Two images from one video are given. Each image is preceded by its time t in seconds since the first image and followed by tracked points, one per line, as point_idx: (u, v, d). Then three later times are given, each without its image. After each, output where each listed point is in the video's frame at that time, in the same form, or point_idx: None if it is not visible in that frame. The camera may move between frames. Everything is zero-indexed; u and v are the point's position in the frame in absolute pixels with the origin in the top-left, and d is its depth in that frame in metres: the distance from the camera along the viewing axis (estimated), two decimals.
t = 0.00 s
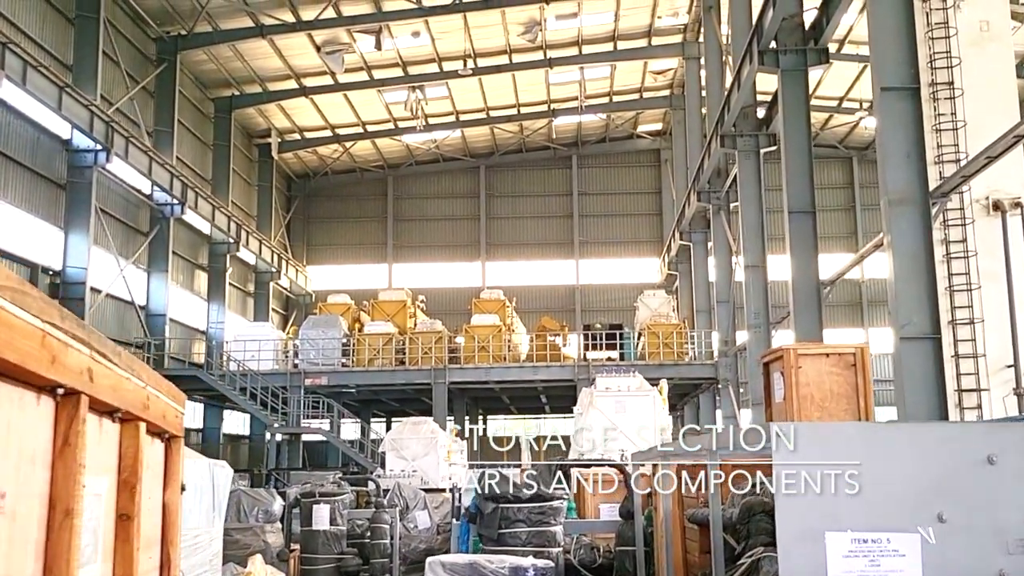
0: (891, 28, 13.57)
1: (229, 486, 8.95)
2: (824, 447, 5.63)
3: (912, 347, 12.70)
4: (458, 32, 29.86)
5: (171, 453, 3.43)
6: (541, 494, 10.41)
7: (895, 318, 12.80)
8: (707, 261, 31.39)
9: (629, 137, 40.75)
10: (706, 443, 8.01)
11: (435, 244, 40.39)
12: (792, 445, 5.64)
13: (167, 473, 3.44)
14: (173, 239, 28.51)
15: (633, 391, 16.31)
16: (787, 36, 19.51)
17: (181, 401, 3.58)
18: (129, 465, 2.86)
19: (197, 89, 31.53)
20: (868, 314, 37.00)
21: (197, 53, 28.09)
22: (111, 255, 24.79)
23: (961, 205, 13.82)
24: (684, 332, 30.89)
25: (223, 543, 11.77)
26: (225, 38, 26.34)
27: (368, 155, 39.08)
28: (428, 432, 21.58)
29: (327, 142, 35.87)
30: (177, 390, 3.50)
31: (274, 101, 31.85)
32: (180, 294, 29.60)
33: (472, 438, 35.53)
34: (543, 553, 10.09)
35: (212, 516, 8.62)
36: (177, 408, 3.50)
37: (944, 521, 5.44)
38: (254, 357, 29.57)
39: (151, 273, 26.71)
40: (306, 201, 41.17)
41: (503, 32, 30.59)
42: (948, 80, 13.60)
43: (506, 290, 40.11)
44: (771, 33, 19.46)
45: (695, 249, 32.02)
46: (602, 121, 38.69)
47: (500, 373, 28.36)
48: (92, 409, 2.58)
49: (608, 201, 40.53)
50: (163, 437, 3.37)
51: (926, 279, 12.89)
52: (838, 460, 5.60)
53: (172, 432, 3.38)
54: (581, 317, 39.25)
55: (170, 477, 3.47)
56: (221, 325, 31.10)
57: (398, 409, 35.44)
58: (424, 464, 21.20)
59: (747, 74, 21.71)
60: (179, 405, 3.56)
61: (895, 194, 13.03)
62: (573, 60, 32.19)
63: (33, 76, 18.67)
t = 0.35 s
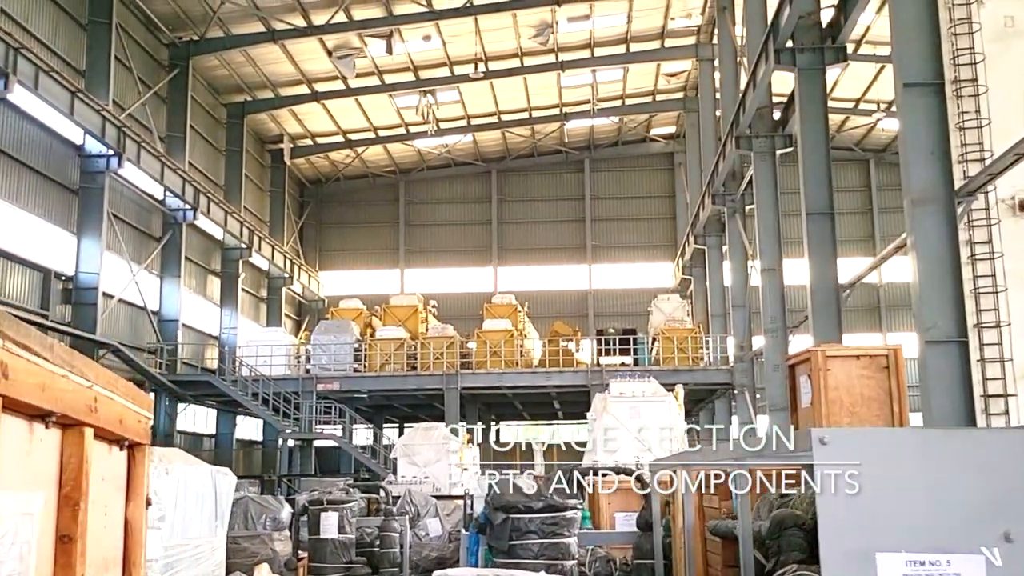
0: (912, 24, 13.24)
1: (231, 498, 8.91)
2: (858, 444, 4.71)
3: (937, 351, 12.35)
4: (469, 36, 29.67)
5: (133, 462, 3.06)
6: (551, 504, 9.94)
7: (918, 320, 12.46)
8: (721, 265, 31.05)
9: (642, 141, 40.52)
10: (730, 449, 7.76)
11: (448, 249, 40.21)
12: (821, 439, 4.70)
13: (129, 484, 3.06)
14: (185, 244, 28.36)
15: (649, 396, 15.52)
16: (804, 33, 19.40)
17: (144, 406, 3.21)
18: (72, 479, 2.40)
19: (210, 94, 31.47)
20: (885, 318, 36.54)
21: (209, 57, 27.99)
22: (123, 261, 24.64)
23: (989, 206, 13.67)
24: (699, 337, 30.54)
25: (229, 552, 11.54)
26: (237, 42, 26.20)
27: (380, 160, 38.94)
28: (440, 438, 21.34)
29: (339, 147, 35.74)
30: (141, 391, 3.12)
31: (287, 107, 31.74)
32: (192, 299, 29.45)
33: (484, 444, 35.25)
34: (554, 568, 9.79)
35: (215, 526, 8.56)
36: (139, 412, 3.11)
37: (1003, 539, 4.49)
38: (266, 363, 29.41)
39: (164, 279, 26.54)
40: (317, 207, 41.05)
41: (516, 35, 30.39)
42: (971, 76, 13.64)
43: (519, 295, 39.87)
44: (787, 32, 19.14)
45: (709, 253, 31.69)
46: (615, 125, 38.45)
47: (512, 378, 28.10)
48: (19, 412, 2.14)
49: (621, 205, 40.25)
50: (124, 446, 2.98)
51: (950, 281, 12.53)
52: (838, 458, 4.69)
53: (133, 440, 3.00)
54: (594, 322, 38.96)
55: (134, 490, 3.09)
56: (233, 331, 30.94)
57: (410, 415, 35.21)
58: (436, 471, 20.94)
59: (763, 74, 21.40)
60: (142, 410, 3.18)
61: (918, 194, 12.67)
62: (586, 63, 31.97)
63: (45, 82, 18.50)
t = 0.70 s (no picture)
0: (942, 13, 12.85)
1: (245, 503, 8.51)
2: (959, 443, 3.54)
3: (969, 350, 11.96)
4: (485, 37, 29.45)
5: (115, 462, 2.86)
6: (580, 510, 9.39)
7: (951, 319, 12.08)
8: (741, 267, 30.68)
9: (659, 142, 40.20)
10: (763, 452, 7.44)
11: (464, 252, 39.98)
12: (912, 436, 3.58)
13: (113, 488, 2.87)
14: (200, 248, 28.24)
15: (672, 399, 15.03)
16: (827, 30, 18.92)
17: (131, 397, 2.97)
18: (35, 478, 2.18)
19: (225, 98, 31.41)
20: (907, 321, 36.00)
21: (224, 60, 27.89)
22: (138, 264, 24.51)
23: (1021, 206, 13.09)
24: (719, 339, 30.13)
25: (243, 559, 11.27)
26: (251, 45, 26.09)
27: (395, 163, 38.76)
28: (457, 442, 21.05)
29: (354, 149, 35.60)
30: (126, 383, 2.89)
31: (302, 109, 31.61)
32: (207, 303, 29.30)
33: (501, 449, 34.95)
34: None
35: (229, 533, 8.15)
36: (123, 403, 2.88)
37: None
38: (282, 367, 29.37)
39: (179, 283, 26.44)
40: (333, 211, 40.92)
41: (532, 36, 30.14)
42: (999, 70, 13.08)
43: (535, 298, 39.59)
44: (810, 27, 18.77)
45: (728, 255, 31.29)
46: (631, 126, 38.14)
47: (530, 382, 27.78)
48: None
49: (638, 207, 39.90)
50: (105, 440, 2.77)
51: (983, 278, 12.12)
52: (933, 466, 3.54)
53: (116, 433, 2.78)
54: (611, 325, 38.60)
55: (118, 490, 2.88)
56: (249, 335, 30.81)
57: (426, 419, 34.98)
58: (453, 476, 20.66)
59: (784, 71, 21.03)
60: (129, 401, 2.95)
61: (950, 188, 12.29)
62: (603, 64, 31.69)
63: (59, 83, 18.41)
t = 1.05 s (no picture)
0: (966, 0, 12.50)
1: (248, 505, 8.27)
2: None
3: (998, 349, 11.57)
4: (496, 35, 29.22)
5: (47, 447, 2.31)
6: (601, 511, 7.14)
7: (978, 317, 11.71)
8: (756, 267, 30.30)
9: (673, 142, 39.87)
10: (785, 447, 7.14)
11: (477, 254, 39.73)
12: (1004, 422, 3.51)
13: (47, 481, 2.32)
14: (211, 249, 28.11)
15: (690, 399, 14.63)
16: (845, 24, 18.60)
17: (74, 367, 2.41)
18: None
19: (235, 98, 31.33)
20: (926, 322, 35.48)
21: (234, 60, 27.78)
22: (147, 265, 24.36)
23: None
24: (734, 340, 29.76)
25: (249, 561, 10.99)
26: (261, 44, 25.95)
27: (407, 165, 38.56)
28: (470, 444, 20.76)
29: (366, 150, 35.43)
30: (64, 349, 2.32)
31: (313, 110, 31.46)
32: (218, 305, 29.16)
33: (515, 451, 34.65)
34: None
35: (231, 536, 7.91)
36: (60, 375, 2.29)
37: None
38: (293, 369, 29.03)
39: (189, 284, 26.30)
40: (345, 213, 40.75)
41: (543, 35, 29.89)
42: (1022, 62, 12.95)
43: (549, 300, 39.30)
44: (827, 21, 18.43)
45: (743, 255, 30.92)
46: (645, 126, 37.82)
47: (543, 384, 27.46)
48: None
49: (652, 207, 39.56)
50: (30, 421, 2.20)
51: (1010, 274, 11.76)
52: None
53: (47, 413, 2.23)
54: (625, 327, 38.25)
55: (54, 482, 2.34)
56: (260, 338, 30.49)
57: (439, 421, 34.72)
58: (466, 478, 20.39)
59: (801, 66, 20.68)
60: (71, 372, 2.39)
61: (976, 181, 11.92)
62: (616, 62, 31.35)
63: (65, 82, 18.35)
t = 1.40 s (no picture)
0: None
1: (250, 508, 8.11)
2: None
3: None
4: (505, 32, 28.96)
5: None
6: (617, 514, 6.66)
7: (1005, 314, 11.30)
8: (770, 265, 29.95)
9: (685, 140, 39.53)
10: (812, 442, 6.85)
11: (487, 253, 39.48)
12: None
13: None
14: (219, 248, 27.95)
15: (704, 398, 14.32)
16: (861, 16, 18.24)
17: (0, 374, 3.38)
18: None
19: (244, 97, 31.21)
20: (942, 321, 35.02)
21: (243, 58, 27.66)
22: (155, 265, 24.21)
23: None
24: (748, 339, 29.40)
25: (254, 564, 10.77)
26: (269, 42, 25.78)
27: (416, 163, 38.34)
28: (481, 444, 20.47)
29: (375, 149, 35.23)
30: None
31: (322, 108, 31.30)
32: (227, 304, 29.00)
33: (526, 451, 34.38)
34: None
35: (231, 539, 7.77)
36: None
37: None
38: (302, 369, 28.90)
39: (197, 283, 26.14)
40: (354, 212, 40.56)
41: (553, 31, 29.61)
42: None
43: (559, 299, 39.03)
44: (843, 13, 18.10)
45: (756, 253, 30.56)
46: (656, 124, 37.50)
47: (554, 383, 27.18)
48: None
49: (663, 205, 39.23)
50: None
51: None
52: None
53: None
54: (637, 326, 37.92)
55: None
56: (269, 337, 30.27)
57: (449, 422, 34.49)
58: (477, 479, 20.15)
59: (815, 59, 20.38)
60: None
61: (1001, 172, 11.53)
62: (627, 59, 31.03)
63: (71, 79, 18.24)
